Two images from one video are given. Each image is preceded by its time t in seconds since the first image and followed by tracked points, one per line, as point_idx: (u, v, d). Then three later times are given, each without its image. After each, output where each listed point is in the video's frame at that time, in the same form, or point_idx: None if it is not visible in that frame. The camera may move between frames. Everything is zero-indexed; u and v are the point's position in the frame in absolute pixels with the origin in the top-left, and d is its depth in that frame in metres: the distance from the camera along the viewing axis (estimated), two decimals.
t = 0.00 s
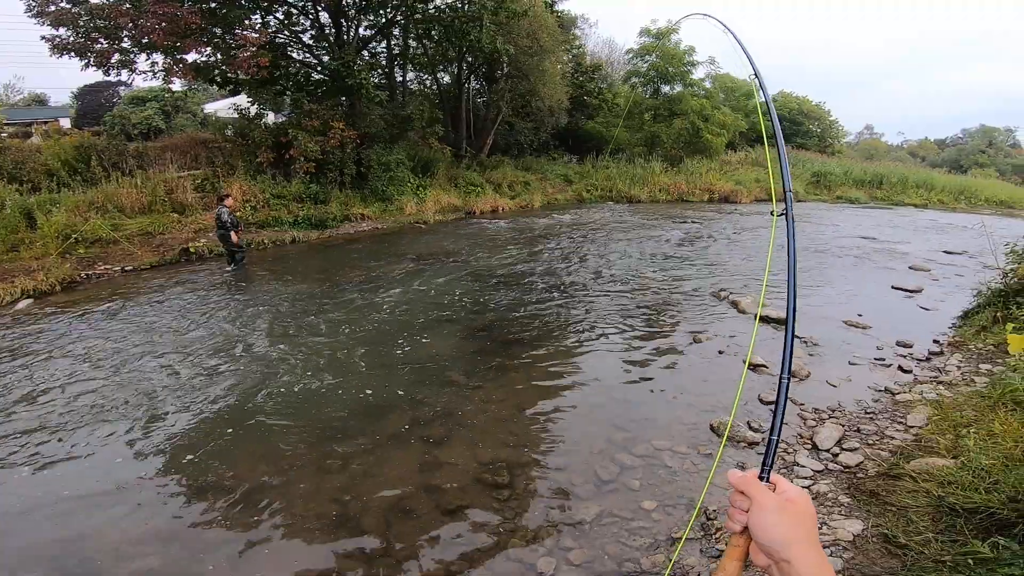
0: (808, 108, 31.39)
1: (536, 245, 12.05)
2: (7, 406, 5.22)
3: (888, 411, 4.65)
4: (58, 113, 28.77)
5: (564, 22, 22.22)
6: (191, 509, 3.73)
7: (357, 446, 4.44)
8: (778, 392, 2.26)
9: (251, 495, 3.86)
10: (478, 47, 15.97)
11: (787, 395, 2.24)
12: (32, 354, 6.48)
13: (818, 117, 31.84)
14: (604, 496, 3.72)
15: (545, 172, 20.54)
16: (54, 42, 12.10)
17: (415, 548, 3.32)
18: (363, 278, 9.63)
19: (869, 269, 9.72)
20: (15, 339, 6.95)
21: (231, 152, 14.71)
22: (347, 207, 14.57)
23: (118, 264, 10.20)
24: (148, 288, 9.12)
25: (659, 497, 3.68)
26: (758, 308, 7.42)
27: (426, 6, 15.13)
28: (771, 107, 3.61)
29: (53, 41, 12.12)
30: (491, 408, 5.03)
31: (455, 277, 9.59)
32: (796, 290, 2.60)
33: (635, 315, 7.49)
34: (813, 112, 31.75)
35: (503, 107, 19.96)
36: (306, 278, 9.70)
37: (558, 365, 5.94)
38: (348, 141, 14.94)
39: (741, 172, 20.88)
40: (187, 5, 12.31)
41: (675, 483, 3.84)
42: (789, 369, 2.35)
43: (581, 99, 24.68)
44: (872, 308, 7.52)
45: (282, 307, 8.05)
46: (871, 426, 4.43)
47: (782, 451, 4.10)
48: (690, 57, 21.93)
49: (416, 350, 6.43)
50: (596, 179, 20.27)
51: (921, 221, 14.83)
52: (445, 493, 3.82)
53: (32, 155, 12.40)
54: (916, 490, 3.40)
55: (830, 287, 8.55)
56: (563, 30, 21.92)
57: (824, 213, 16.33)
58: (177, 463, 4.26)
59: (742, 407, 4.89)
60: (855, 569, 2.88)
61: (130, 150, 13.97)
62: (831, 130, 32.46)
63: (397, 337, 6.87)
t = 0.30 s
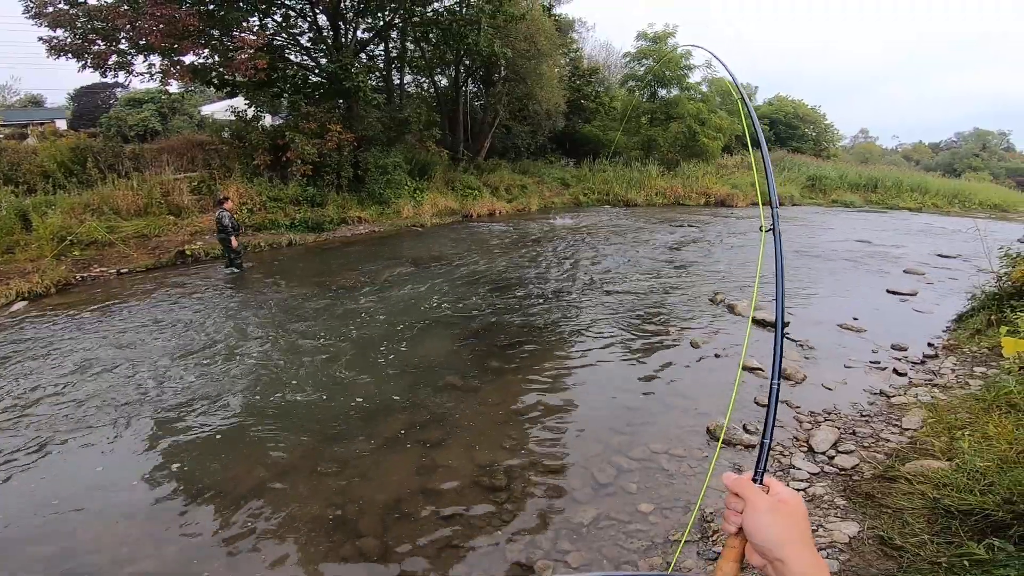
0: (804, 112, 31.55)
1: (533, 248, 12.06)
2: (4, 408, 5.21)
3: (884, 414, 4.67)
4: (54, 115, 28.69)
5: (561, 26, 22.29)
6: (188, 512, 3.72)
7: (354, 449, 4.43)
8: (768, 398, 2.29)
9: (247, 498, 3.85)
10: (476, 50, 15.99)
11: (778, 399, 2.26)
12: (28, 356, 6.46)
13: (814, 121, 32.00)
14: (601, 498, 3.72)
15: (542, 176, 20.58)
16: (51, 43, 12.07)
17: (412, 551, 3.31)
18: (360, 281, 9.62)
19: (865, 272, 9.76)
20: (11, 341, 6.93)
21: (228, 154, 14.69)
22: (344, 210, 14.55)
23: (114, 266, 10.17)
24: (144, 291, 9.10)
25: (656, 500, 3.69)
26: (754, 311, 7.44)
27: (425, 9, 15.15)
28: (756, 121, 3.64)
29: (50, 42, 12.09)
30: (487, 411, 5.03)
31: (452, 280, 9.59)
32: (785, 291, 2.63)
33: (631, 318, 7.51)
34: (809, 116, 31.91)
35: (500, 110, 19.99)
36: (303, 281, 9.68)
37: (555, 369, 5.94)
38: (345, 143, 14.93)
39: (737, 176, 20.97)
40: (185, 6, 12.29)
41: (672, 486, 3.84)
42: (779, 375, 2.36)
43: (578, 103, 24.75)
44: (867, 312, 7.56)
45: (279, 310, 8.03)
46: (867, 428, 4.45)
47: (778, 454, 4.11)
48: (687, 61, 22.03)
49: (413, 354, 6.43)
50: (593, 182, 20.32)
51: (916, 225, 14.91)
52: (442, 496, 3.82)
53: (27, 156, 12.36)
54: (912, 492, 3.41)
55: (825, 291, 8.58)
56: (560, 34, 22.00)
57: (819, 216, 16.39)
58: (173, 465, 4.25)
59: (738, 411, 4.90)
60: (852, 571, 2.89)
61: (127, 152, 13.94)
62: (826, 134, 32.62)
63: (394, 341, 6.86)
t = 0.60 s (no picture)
0: (804, 115, 31.58)
1: (533, 251, 12.05)
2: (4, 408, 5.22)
3: (885, 418, 4.65)
4: (55, 116, 28.68)
5: (562, 28, 22.33)
6: (185, 513, 3.71)
7: (351, 452, 4.41)
8: (762, 404, 2.34)
9: (245, 500, 3.84)
10: (477, 53, 16.00)
11: (771, 407, 2.31)
12: (27, 356, 6.46)
13: (814, 124, 32.04)
14: (601, 502, 3.71)
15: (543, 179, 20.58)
16: (53, 45, 12.10)
17: (410, 555, 3.29)
18: (359, 283, 9.61)
19: (865, 275, 9.75)
20: (10, 341, 6.93)
21: (228, 156, 14.70)
22: (344, 212, 14.55)
23: (113, 267, 10.17)
24: (143, 292, 9.10)
25: (657, 504, 3.67)
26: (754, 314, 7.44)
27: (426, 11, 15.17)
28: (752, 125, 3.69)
29: (52, 43, 12.12)
30: (487, 414, 5.01)
31: (452, 283, 9.58)
32: (777, 296, 2.67)
33: (631, 321, 7.50)
34: (809, 119, 31.95)
35: (501, 112, 20.01)
36: (302, 283, 9.68)
37: (554, 372, 5.92)
38: (346, 145, 14.93)
39: (737, 179, 20.96)
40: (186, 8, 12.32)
41: (672, 489, 3.83)
42: (771, 383, 2.42)
43: (579, 105, 24.78)
44: (868, 315, 7.54)
45: (278, 312, 8.01)
46: (868, 432, 4.43)
47: (779, 458, 4.10)
48: (687, 64, 22.06)
49: (412, 356, 6.41)
50: (594, 185, 20.31)
51: (916, 228, 14.92)
52: (441, 499, 3.80)
53: (28, 157, 12.37)
54: (913, 496, 3.40)
55: (826, 294, 8.57)
56: (561, 36, 22.03)
57: (820, 219, 16.38)
58: (171, 466, 4.25)
59: (738, 414, 4.88)
60: None
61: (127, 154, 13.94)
62: (827, 137, 32.64)
63: (393, 343, 6.85)
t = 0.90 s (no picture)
0: (798, 117, 31.75)
1: (529, 253, 12.05)
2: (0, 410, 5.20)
3: (880, 419, 4.68)
4: (48, 117, 28.49)
5: (558, 30, 22.38)
6: (184, 517, 3.69)
7: (349, 454, 4.40)
8: (773, 405, 2.36)
9: (243, 502, 3.82)
10: (473, 55, 16.00)
11: (781, 406, 2.34)
12: (22, 359, 6.42)
13: (809, 126, 32.22)
14: (599, 503, 3.71)
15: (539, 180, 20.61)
16: (47, 45, 12.03)
17: (409, 557, 3.29)
18: (356, 285, 9.59)
19: (860, 277, 9.81)
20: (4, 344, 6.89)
21: (223, 157, 14.61)
22: (340, 214, 14.53)
23: (108, 269, 10.12)
24: (138, 295, 9.04)
25: (655, 505, 3.67)
26: (750, 316, 7.46)
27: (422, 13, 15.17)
28: (759, 129, 3.69)
29: (47, 44, 12.06)
30: (484, 416, 5.01)
31: (448, 285, 9.58)
32: (790, 297, 2.71)
33: (628, 323, 7.51)
34: (803, 121, 32.12)
35: (497, 114, 20.02)
36: (298, 285, 9.65)
37: (552, 374, 5.92)
38: (342, 147, 14.91)
39: (733, 181, 21.04)
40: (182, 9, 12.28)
41: (671, 490, 3.84)
42: (784, 383, 2.45)
43: (574, 107, 24.84)
44: (862, 317, 7.58)
45: (274, 315, 7.98)
46: (864, 433, 4.45)
47: (776, 459, 4.11)
48: (682, 66, 22.16)
49: (409, 359, 6.40)
50: (590, 187, 20.34)
51: (910, 229, 15.03)
52: (439, 502, 3.79)
53: (22, 159, 12.29)
54: (909, 496, 3.42)
55: (821, 296, 8.62)
56: (557, 38, 22.06)
57: (815, 221, 16.47)
58: (167, 470, 4.22)
59: (735, 415, 4.90)
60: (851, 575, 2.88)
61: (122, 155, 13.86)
62: (821, 139, 32.83)
63: (390, 346, 6.83)
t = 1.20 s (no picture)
0: (793, 119, 31.93)
1: (526, 255, 12.05)
2: None
3: (876, 420, 4.70)
4: (41, 118, 28.28)
5: (555, 32, 22.40)
6: (180, 520, 3.66)
7: (346, 457, 4.38)
8: (765, 406, 2.39)
9: (239, 506, 3.81)
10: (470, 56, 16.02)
11: (773, 408, 2.38)
12: (16, 361, 6.38)
13: (803, 128, 32.40)
14: (598, 505, 3.71)
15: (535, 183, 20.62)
16: (42, 46, 11.96)
17: (408, 560, 3.27)
18: (352, 288, 9.56)
19: (855, 278, 9.86)
20: None
21: (218, 159, 14.52)
22: (336, 217, 14.50)
23: (101, 272, 10.06)
24: (131, 297, 8.99)
25: (654, 508, 3.67)
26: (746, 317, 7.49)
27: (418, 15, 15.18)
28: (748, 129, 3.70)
29: (41, 45, 11.99)
30: (482, 419, 5.00)
31: (444, 287, 9.56)
32: (778, 303, 2.72)
33: (624, 325, 7.52)
34: (797, 123, 32.29)
35: (493, 116, 20.03)
36: (294, 287, 9.61)
37: (550, 376, 5.91)
38: (338, 149, 14.88)
39: (728, 183, 21.10)
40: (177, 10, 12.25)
41: (669, 492, 3.84)
42: (772, 385, 2.47)
43: (570, 109, 24.90)
44: (857, 318, 7.61)
45: (269, 317, 7.95)
46: (860, 433, 4.47)
47: (774, 460, 4.12)
48: (678, 68, 22.26)
49: (405, 361, 6.39)
50: (585, 189, 20.37)
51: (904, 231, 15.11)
52: (438, 505, 3.78)
53: (15, 160, 12.20)
54: (907, 497, 3.43)
55: (816, 297, 8.65)
56: (554, 40, 22.12)
57: (810, 223, 16.53)
58: (163, 474, 4.19)
59: (732, 417, 4.90)
60: None
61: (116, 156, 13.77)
62: (815, 141, 33.00)
63: (386, 348, 6.81)
